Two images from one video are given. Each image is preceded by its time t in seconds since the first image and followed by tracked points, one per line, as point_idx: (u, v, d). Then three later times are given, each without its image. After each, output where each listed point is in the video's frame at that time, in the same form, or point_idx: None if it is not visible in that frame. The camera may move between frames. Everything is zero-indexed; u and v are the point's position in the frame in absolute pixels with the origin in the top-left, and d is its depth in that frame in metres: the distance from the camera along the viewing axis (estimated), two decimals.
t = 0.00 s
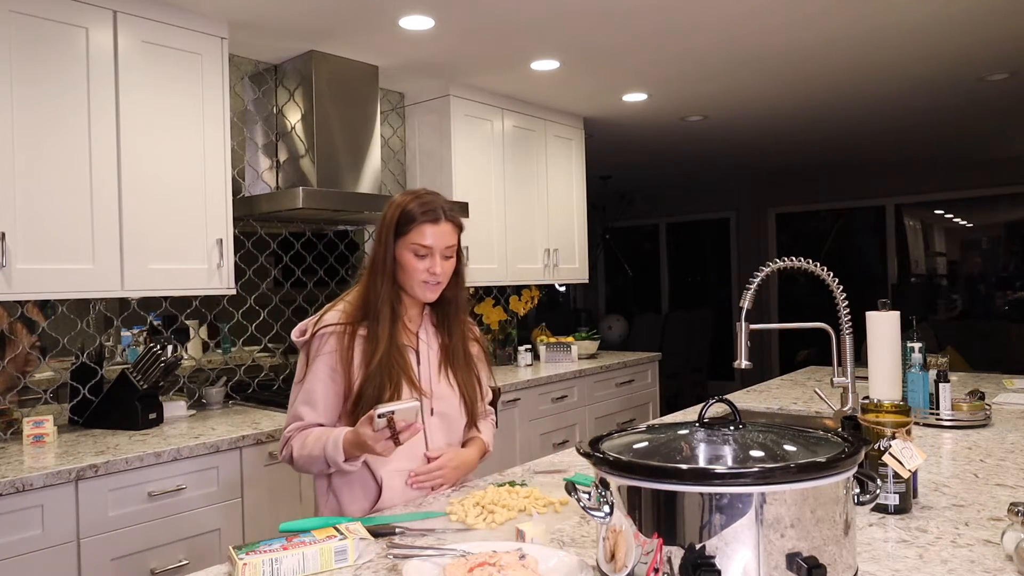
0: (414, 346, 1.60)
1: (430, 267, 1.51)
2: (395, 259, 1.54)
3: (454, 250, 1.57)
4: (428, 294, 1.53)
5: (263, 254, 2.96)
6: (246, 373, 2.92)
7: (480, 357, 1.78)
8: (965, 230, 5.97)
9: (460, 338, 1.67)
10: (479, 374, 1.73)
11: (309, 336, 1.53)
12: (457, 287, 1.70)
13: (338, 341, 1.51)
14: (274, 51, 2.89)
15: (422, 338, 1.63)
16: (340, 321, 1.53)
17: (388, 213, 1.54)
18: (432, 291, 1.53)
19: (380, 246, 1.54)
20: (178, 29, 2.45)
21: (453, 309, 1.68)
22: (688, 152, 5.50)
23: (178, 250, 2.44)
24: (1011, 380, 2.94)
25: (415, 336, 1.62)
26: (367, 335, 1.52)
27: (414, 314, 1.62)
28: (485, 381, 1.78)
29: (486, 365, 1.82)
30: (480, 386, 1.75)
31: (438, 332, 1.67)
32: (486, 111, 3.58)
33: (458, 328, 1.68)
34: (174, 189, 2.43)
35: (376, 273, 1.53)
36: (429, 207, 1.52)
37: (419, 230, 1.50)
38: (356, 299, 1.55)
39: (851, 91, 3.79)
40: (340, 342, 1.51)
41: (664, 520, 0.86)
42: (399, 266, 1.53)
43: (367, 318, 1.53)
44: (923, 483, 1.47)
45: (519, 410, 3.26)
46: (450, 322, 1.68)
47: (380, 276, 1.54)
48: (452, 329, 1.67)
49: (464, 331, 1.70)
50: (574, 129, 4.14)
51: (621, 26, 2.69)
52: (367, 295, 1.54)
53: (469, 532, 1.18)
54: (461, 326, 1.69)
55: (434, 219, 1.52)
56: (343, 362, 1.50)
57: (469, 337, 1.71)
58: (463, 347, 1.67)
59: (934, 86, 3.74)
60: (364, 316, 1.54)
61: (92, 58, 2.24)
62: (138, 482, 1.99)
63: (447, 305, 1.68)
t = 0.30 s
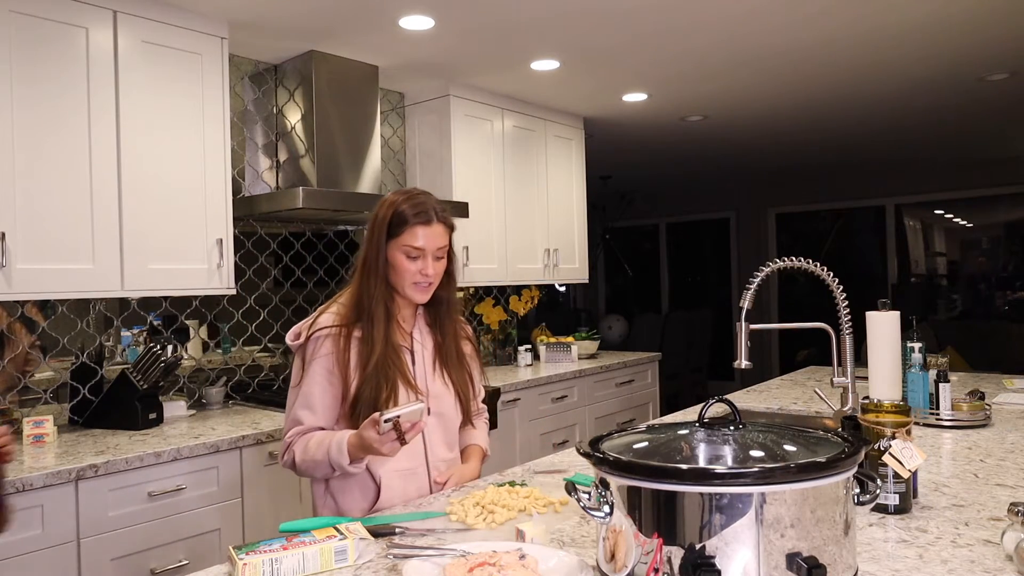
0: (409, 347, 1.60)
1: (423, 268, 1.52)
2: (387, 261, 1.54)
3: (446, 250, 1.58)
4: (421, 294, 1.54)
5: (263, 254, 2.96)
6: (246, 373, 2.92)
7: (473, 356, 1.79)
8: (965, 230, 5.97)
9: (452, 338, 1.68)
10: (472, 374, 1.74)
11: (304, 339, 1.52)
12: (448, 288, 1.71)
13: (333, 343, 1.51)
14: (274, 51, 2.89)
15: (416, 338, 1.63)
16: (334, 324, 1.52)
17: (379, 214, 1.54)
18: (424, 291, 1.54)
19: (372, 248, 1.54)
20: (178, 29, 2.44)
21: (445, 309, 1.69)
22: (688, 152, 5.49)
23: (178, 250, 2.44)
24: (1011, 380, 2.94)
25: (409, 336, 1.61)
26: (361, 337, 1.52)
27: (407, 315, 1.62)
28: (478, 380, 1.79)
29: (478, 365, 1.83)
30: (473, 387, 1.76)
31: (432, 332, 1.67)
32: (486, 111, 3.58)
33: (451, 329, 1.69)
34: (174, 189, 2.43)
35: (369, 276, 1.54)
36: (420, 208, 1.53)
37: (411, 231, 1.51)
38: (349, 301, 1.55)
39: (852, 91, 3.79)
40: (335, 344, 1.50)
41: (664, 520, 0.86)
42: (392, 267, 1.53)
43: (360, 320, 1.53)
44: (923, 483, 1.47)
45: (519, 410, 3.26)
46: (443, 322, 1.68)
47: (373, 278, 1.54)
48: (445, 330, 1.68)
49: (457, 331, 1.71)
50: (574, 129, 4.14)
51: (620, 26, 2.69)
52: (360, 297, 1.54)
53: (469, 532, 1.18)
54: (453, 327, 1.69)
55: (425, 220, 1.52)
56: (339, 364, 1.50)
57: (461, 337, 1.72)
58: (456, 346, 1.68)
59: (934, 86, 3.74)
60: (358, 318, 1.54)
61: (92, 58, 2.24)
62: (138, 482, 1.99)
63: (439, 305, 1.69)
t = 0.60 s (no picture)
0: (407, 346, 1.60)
1: (414, 262, 1.51)
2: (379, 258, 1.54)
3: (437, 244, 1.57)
4: (415, 289, 1.53)
5: (263, 254, 2.96)
6: (246, 373, 2.92)
7: (475, 354, 1.79)
8: (965, 230, 5.97)
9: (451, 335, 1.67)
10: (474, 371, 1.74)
11: (303, 343, 1.52)
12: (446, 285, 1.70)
13: (331, 346, 1.51)
14: (274, 51, 2.89)
15: (415, 337, 1.62)
16: (331, 327, 1.53)
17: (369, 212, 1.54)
18: (418, 286, 1.53)
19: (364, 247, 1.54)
20: (178, 30, 2.44)
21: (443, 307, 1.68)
22: (689, 152, 5.49)
23: (178, 250, 2.44)
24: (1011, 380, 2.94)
25: (408, 335, 1.61)
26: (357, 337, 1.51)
27: (405, 315, 1.62)
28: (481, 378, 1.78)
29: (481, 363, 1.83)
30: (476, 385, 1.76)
31: (431, 330, 1.67)
32: (486, 111, 3.58)
33: (449, 326, 1.68)
34: (174, 190, 2.43)
35: (363, 275, 1.54)
36: (408, 203, 1.52)
37: (400, 226, 1.50)
38: (345, 303, 1.55)
39: (852, 91, 3.79)
40: (334, 347, 1.51)
41: (664, 520, 0.86)
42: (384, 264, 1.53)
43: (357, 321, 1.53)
44: (923, 483, 1.47)
45: (519, 410, 3.26)
46: (442, 321, 1.68)
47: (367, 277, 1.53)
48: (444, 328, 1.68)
49: (456, 328, 1.70)
50: (574, 129, 4.14)
51: (620, 26, 2.69)
52: (355, 298, 1.54)
53: (469, 532, 1.18)
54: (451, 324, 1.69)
55: (413, 213, 1.52)
56: (337, 365, 1.50)
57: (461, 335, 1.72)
58: (456, 344, 1.68)
59: (934, 86, 3.74)
60: (355, 319, 1.54)
61: (92, 58, 2.24)
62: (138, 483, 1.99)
63: (438, 303, 1.69)
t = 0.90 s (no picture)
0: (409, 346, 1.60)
1: (406, 252, 1.50)
2: (375, 256, 1.54)
3: (431, 236, 1.56)
4: (412, 283, 1.51)
5: (263, 254, 2.96)
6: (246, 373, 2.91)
7: (480, 353, 1.78)
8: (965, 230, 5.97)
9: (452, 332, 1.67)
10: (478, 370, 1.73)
11: (304, 347, 1.54)
12: (447, 283, 1.70)
13: (333, 349, 1.51)
14: (274, 51, 2.89)
15: (417, 337, 1.62)
16: (332, 330, 1.53)
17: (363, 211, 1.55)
18: (414, 279, 1.51)
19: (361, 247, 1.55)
20: (178, 30, 2.45)
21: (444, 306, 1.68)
22: (689, 152, 5.49)
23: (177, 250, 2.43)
24: (1011, 380, 2.94)
25: (409, 335, 1.61)
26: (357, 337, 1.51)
27: (406, 314, 1.62)
28: (485, 377, 1.78)
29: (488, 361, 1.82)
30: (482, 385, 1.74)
31: (433, 330, 1.67)
32: (486, 111, 3.58)
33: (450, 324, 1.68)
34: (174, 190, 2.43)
35: (359, 275, 1.54)
36: (400, 198, 1.52)
37: (392, 219, 1.50)
38: (346, 305, 1.56)
39: (852, 91, 3.79)
40: (335, 349, 1.51)
41: (664, 520, 0.86)
42: (380, 261, 1.53)
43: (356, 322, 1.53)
44: (923, 483, 1.47)
45: (519, 409, 3.26)
46: (443, 319, 1.68)
47: (364, 276, 1.54)
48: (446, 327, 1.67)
49: (458, 326, 1.69)
50: (574, 130, 4.14)
51: (620, 26, 2.69)
52: (353, 298, 1.54)
53: (469, 532, 1.18)
54: (452, 322, 1.68)
55: (402, 203, 1.52)
56: (339, 367, 1.50)
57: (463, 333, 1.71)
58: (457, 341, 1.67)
59: (934, 86, 3.74)
60: (354, 320, 1.54)
61: (92, 58, 2.24)
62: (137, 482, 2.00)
63: (438, 301, 1.69)
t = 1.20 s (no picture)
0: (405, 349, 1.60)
1: (414, 265, 1.51)
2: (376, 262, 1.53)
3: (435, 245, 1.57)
4: (414, 291, 1.53)
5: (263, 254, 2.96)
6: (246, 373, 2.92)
7: (470, 352, 1.79)
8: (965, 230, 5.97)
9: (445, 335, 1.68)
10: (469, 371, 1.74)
11: (301, 350, 1.52)
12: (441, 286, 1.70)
13: (330, 351, 1.50)
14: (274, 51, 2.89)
15: (411, 339, 1.62)
16: (329, 332, 1.52)
17: (364, 216, 1.54)
18: (418, 288, 1.53)
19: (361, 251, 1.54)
20: (178, 30, 2.45)
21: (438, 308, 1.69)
22: (689, 152, 5.48)
23: (177, 250, 2.43)
24: (1011, 380, 2.94)
25: (405, 337, 1.61)
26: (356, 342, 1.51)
27: (401, 317, 1.62)
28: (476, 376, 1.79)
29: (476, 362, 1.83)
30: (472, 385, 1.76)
31: (427, 332, 1.67)
32: (486, 111, 3.58)
33: (444, 326, 1.69)
34: (174, 191, 2.43)
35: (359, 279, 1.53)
36: (406, 205, 1.52)
37: (397, 228, 1.50)
38: (343, 308, 1.55)
39: (852, 91, 3.79)
40: (333, 353, 1.50)
41: (664, 520, 0.86)
42: (381, 267, 1.52)
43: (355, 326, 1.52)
44: (923, 483, 1.47)
45: (519, 409, 3.26)
46: (436, 322, 1.68)
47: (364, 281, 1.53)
48: (439, 329, 1.68)
49: (451, 328, 1.71)
50: (574, 130, 4.14)
51: (621, 26, 2.69)
52: (352, 303, 1.53)
53: (469, 532, 1.18)
54: (445, 324, 1.69)
55: (414, 216, 1.52)
56: (337, 370, 1.50)
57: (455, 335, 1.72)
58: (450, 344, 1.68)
59: (935, 86, 3.74)
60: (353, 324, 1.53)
61: (93, 58, 2.24)
62: (138, 482, 2.00)
63: (432, 302, 1.69)
